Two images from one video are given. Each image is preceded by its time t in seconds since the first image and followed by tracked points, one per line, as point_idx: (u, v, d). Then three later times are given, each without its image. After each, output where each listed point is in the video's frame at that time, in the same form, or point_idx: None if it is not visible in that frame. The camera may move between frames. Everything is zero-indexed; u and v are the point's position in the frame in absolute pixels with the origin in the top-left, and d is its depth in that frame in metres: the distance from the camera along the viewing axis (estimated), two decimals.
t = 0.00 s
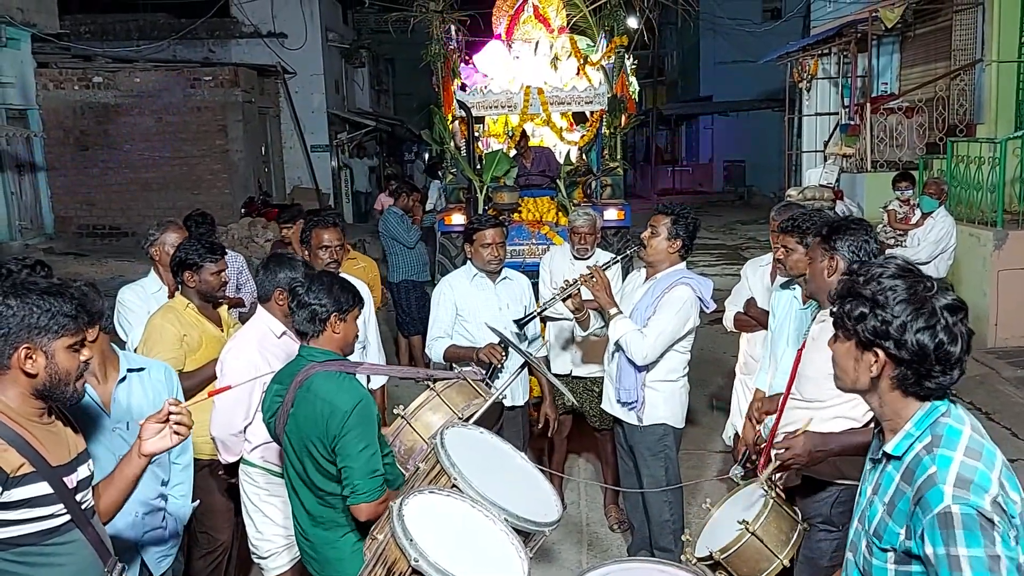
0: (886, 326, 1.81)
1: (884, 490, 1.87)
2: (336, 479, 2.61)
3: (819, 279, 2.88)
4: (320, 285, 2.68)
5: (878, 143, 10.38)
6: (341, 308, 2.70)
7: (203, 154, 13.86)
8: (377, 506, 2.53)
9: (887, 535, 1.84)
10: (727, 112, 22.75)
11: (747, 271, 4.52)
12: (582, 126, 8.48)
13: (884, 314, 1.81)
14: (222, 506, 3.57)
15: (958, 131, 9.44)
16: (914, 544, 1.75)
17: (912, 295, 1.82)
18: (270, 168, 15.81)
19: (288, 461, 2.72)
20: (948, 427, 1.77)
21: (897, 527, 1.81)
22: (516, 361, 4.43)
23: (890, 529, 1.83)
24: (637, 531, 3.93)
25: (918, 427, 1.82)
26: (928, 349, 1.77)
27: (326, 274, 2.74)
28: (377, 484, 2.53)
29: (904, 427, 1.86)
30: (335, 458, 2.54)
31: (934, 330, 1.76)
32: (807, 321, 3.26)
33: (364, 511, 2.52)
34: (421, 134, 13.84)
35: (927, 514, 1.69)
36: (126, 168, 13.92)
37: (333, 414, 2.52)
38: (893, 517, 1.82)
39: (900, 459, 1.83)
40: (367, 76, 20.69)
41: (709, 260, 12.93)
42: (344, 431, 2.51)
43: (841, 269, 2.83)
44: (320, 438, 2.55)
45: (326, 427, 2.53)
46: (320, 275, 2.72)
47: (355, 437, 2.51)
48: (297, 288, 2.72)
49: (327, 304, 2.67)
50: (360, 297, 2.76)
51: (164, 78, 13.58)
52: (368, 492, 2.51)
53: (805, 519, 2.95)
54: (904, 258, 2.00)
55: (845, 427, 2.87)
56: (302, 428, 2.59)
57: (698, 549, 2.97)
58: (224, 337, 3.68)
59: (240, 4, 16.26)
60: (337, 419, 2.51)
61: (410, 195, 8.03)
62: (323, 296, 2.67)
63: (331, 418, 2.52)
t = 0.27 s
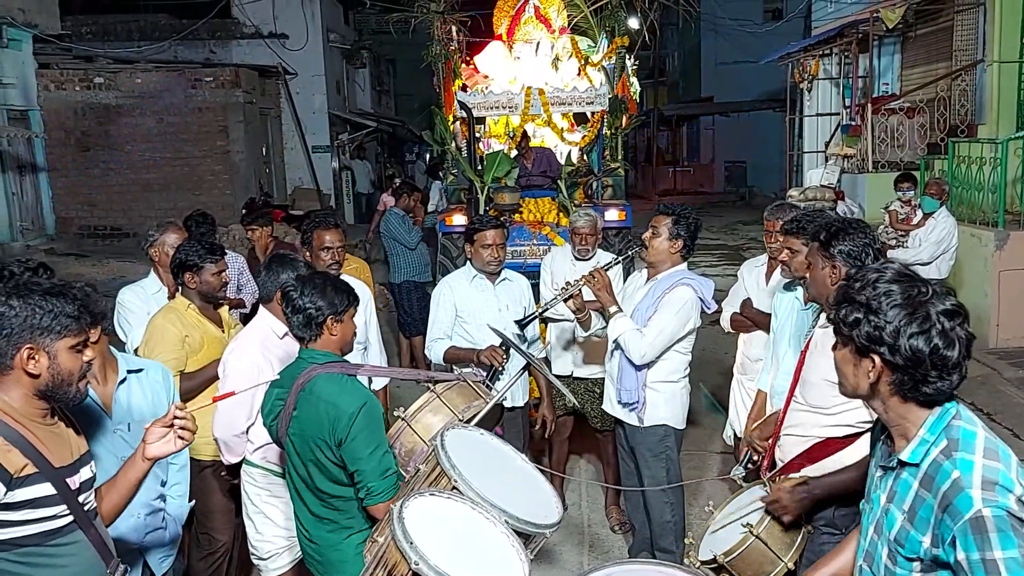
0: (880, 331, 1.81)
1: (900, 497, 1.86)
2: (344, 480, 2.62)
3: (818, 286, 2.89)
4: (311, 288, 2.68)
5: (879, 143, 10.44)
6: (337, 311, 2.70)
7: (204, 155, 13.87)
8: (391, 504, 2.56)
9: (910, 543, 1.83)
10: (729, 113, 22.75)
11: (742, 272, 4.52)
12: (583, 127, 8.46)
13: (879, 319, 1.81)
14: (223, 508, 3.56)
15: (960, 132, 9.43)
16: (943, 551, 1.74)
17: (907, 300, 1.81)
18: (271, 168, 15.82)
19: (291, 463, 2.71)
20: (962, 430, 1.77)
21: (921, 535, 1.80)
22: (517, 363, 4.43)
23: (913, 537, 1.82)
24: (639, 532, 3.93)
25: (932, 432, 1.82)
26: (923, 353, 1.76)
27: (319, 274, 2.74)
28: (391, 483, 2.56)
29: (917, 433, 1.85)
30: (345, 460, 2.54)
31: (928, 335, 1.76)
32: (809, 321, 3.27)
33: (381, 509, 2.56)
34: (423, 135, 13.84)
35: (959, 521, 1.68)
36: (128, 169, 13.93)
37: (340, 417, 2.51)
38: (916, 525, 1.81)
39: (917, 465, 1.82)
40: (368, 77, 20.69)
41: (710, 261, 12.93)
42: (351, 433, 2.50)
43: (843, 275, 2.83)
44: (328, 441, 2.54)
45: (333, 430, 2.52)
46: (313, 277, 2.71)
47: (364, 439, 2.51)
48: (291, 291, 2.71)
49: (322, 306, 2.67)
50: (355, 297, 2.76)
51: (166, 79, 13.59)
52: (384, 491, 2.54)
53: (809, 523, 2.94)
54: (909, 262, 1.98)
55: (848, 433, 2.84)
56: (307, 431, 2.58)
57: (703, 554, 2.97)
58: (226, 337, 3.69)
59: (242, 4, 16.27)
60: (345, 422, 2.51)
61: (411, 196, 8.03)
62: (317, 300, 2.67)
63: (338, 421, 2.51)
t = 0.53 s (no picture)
0: (878, 330, 1.80)
1: (902, 492, 1.86)
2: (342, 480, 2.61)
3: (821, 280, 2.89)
4: (318, 290, 2.66)
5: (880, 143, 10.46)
6: (345, 314, 2.67)
7: (205, 154, 13.87)
8: (377, 509, 2.53)
9: (908, 538, 1.83)
10: (729, 112, 22.73)
11: (736, 270, 4.55)
12: (584, 126, 8.47)
13: (877, 317, 1.81)
14: (224, 506, 3.56)
15: (961, 131, 9.41)
16: (936, 545, 1.75)
17: (905, 297, 1.81)
18: (272, 168, 15.82)
19: (295, 460, 2.72)
20: (966, 426, 1.77)
21: (919, 530, 1.80)
22: (517, 362, 4.42)
23: (911, 532, 1.82)
24: (640, 531, 3.93)
25: (936, 429, 1.82)
26: (922, 350, 1.76)
27: (324, 276, 2.71)
28: (378, 489, 2.53)
29: (920, 429, 1.85)
30: (342, 460, 2.53)
31: (927, 333, 1.75)
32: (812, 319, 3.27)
33: (365, 513, 2.52)
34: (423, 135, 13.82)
35: (952, 514, 1.68)
36: (129, 168, 13.93)
37: (342, 416, 2.51)
38: (914, 520, 1.81)
39: (920, 461, 1.82)
40: (369, 76, 20.68)
41: (711, 260, 12.92)
42: (351, 433, 2.50)
43: (847, 271, 2.82)
44: (328, 439, 2.54)
45: (334, 429, 2.52)
46: (318, 279, 2.68)
47: (361, 440, 2.51)
48: (298, 293, 2.68)
49: (328, 311, 2.64)
50: (363, 298, 2.73)
51: (167, 79, 13.59)
52: (368, 496, 2.51)
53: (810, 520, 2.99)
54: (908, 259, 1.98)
55: (849, 427, 2.90)
56: (310, 428, 2.59)
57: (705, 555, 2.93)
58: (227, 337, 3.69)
59: (242, 4, 16.26)
60: (346, 421, 2.51)
61: (412, 195, 8.03)
62: (326, 303, 2.64)
63: (340, 420, 2.51)
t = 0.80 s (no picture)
0: (876, 326, 1.81)
1: (892, 490, 1.86)
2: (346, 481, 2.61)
3: (813, 282, 2.90)
4: (336, 293, 2.65)
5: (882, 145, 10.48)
6: (361, 319, 2.68)
7: (207, 156, 13.88)
8: (378, 513, 2.51)
9: (897, 536, 1.82)
10: (730, 114, 22.73)
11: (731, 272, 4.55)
12: (585, 128, 8.48)
13: (875, 314, 1.81)
14: (225, 508, 3.56)
15: (962, 133, 9.39)
16: (923, 544, 1.74)
17: (903, 294, 1.82)
18: (273, 170, 15.83)
19: (299, 459, 2.72)
20: (956, 425, 1.77)
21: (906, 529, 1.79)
22: (518, 363, 4.42)
23: (900, 530, 1.82)
24: (641, 533, 3.93)
25: (925, 427, 1.81)
26: (920, 346, 1.76)
27: (341, 280, 2.69)
28: (380, 493, 2.51)
29: (911, 427, 1.85)
30: (347, 461, 2.53)
31: (924, 328, 1.76)
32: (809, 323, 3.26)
33: (366, 516, 2.50)
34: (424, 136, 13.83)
35: (936, 511, 1.67)
36: (130, 170, 13.94)
37: (349, 418, 2.51)
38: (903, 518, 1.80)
39: (909, 459, 1.82)
40: (370, 78, 20.69)
41: (712, 262, 12.92)
42: (357, 435, 2.49)
43: (837, 271, 2.83)
44: (334, 440, 2.53)
45: (341, 431, 2.52)
46: (337, 282, 2.67)
47: (366, 443, 2.50)
48: (315, 295, 2.67)
49: (346, 315, 2.64)
50: (378, 302, 2.73)
51: (168, 81, 13.61)
52: (371, 499, 2.50)
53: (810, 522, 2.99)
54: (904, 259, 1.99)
55: (846, 429, 2.87)
56: (317, 429, 2.58)
57: (704, 556, 2.96)
58: (228, 338, 3.69)
59: (244, 6, 16.27)
60: (354, 424, 2.50)
61: (413, 197, 8.04)
62: (344, 306, 2.63)
63: (348, 422, 2.51)
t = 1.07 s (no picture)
0: (874, 334, 1.81)
1: (892, 494, 1.86)
2: (354, 480, 2.62)
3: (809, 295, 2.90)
4: (347, 292, 2.64)
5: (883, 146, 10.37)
6: (369, 319, 2.68)
7: (208, 158, 13.89)
8: (389, 509, 2.54)
9: (898, 540, 1.83)
10: (731, 115, 22.73)
11: (729, 273, 4.57)
12: (587, 129, 8.47)
13: (873, 320, 1.81)
14: (226, 510, 3.56)
15: (964, 134, 9.37)
16: (929, 549, 1.74)
17: (900, 300, 1.81)
18: (274, 171, 15.84)
19: (305, 459, 2.71)
20: (956, 430, 1.76)
21: (909, 533, 1.79)
22: (520, 363, 4.43)
23: (901, 534, 1.82)
24: (643, 535, 3.93)
25: (926, 432, 1.81)
26: (918, 351, 1.76)
27: (351, 278, 2.69)
28: (392, 489, 2.54)
29: (911, 432, 1.85)
30: (356, 460, 2.53)
31: (923, 335, 1.76)
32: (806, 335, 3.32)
33: (377, 513, 2.53)
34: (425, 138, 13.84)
35: (945, 520, 1.67)
36: (132, 172, 13.95)
37: (358, 418, 2.51)
38: (904, 522, 1.81)
39: (909, 464, 1.82)
40: (372, 80, 20.70)
41: (714, 264, 12.92)
42: (366, 435, 2.50)
43: (825, 280, 2.83)
44: (343, 440, 2.53)
45: (350, 430, 2.52)
46: (348, 280, 2.67)
47: (376, 442, 2.50)
48: (325, 294, 2.68)
49: (355, 314, 2.65)
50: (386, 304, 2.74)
51: (170, 83, 13.62)
52: (383, 496, 2.52)
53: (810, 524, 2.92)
54: (898, 262, 1.98)
55: (846, 434, 2.85)
56: (324, 429, 2.58)
57: (705, 558, 3.01)
58: (230, 340, 3.69)
59: (246, 8, 16.27)
60: (363, 423, 2.50)
61: (415, 199, 8.04)
62: (354, 305, 2.64)
63: (357, 421, 2.51)
